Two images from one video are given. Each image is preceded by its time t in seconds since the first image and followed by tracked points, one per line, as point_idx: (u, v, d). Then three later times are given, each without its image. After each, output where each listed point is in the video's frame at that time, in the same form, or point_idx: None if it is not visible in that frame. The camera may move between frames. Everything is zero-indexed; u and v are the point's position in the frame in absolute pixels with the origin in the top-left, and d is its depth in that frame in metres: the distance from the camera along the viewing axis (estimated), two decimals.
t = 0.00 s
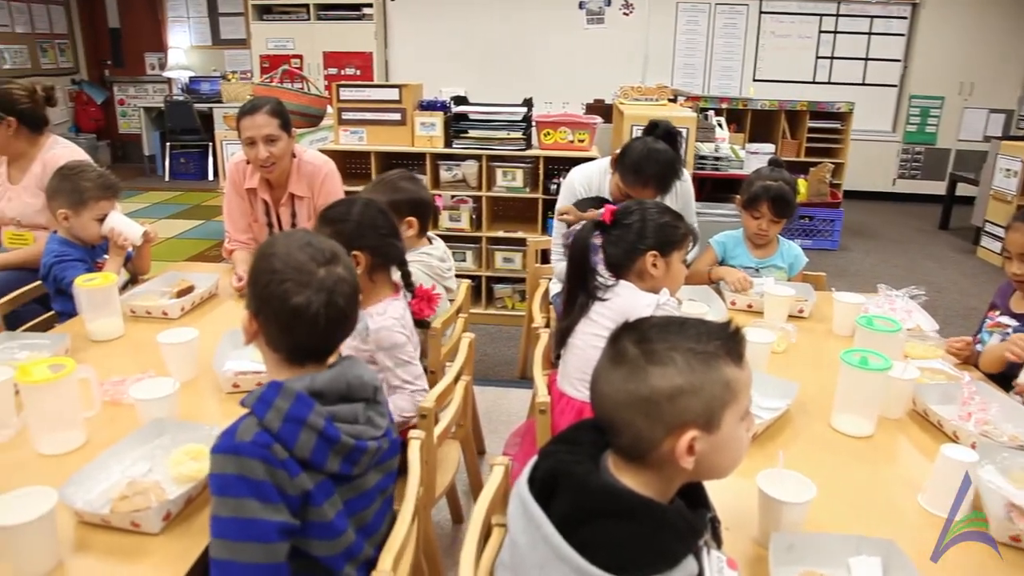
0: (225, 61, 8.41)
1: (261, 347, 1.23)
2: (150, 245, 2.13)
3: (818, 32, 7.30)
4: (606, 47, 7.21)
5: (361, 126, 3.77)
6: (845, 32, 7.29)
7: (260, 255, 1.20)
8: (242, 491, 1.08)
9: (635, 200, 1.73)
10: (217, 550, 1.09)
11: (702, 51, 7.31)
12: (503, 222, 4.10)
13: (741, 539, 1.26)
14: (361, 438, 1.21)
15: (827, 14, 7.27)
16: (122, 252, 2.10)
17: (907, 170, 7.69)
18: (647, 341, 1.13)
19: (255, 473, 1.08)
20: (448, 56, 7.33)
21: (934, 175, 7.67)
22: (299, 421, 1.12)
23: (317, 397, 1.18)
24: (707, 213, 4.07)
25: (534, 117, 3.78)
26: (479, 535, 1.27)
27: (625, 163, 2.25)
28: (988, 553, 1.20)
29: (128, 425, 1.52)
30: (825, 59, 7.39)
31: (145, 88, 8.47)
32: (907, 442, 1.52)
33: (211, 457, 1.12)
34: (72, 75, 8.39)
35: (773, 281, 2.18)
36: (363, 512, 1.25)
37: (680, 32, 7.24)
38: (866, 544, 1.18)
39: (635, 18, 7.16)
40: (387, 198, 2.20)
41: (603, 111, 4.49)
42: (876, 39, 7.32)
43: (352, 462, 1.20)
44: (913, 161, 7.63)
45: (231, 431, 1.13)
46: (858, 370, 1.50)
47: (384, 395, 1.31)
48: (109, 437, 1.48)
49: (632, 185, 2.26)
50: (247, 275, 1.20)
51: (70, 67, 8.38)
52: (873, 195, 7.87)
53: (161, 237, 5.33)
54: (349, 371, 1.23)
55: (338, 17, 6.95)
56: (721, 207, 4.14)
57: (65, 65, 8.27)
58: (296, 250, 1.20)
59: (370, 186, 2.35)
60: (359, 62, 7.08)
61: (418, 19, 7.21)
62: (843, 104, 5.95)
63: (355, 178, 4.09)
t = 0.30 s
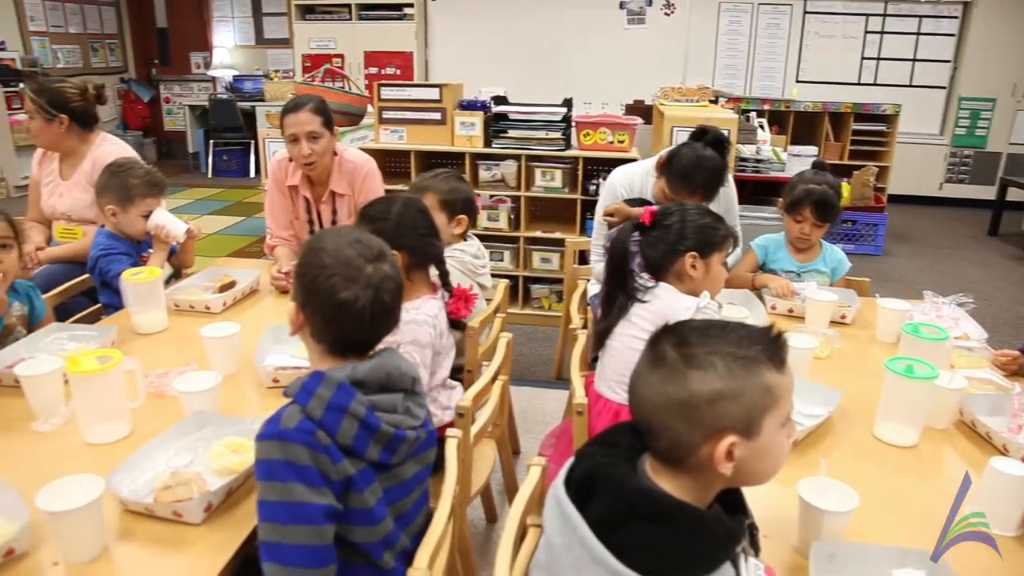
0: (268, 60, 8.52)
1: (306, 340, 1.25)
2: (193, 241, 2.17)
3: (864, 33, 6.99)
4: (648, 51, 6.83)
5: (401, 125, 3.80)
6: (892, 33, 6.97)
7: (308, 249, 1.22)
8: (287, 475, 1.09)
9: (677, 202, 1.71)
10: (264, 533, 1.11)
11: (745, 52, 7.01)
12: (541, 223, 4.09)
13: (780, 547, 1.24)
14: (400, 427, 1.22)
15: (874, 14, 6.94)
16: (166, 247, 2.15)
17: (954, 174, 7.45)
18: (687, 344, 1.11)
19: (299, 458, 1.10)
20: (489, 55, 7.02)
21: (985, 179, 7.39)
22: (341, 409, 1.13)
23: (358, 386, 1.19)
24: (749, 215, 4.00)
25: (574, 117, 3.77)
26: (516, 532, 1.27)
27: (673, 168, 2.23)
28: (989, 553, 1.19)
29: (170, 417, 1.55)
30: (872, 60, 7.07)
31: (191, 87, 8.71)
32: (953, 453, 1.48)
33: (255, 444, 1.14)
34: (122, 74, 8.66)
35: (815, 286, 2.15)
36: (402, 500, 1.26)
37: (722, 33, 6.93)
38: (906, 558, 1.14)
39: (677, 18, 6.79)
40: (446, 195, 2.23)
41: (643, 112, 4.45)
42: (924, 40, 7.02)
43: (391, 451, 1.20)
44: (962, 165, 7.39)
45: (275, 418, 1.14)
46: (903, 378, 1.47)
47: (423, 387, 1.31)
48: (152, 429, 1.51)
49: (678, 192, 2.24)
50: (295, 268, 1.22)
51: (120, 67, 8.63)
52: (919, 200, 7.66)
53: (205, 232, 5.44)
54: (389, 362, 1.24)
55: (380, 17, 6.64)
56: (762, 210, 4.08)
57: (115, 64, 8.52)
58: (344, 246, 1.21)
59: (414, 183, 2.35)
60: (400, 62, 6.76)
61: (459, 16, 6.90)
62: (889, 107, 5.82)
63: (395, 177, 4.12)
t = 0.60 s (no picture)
0: (308, 59, 8.63)
1: (360, 335, 1.25)
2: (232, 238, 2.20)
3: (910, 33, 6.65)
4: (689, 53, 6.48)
5: (439, 125, 3.83)
6: (938, 33, 6.65)
7: (360, 243, 1.23)
8: (348, 452, 1.10)
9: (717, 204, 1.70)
10: (325, 509, 1.11)
11: (787, 51, 6.62)
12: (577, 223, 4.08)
13: (816, 556, 1.21)
14: (451, 420, 1.23)
15: (921, 14, 6.60)
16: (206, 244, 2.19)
17: (1003, 179, 7.23)
18: (729, 349, 1.10)
19: (359, 436, 1.11)
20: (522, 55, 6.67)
21: None
22: (398, 394, 1.14)
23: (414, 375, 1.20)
24: (789, 218, 3.93)
25: (612, 118, 3.75)
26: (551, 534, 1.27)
27: (719, 171, 2.20)
28: (987, 553, 1.18)
29: (211, 410, 1.58)
30: (917, 61, 6.76)
31: (233, 85, 8.84)
32: (999, 465, 1.44)
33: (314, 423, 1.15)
34: (166, 73, 8.83)
35: (856, 291, 2.11)
36: (448, 492, 1.26)
37: (763, 34, 6.54)
38: (944, 572, 1.10)
39: (716, 19, 6.42)
40: (489, 196, 2.20)
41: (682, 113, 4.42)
42: (972, 40, 6.72)
43: (441, 443, 1.21)
44: (1011, 169, 7.14)
45: (333, 398, 1.15)
46: (947, 387, 1.44)
47: (473, 385, 1.32)
48: (193, 421, 1.54)
49: (722, 195, 2.21)
50: (349, 264, 1.22)
51: (164, 66, 8.82)
52: (964, 205, 7.44)
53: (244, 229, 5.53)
54: (445, 355, 1.25)
55: (417, 17, 6.56)
56: (803, 214, 4.00)
57: (160, 63, 8.69)
58: (398, 238, 1.22)
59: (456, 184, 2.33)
60: (437, 62, 6.62)
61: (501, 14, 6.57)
62: (935, 108, 5.70)
63: (432, 176, 4.14)
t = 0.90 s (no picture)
0: (343, 59, 8.71)
1: (404, 332, 1.26)
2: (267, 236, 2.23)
3: (953, 33, 6.43)
4: (726, 53, 6.40)
5: (473, 124, 3.84)
6: (983, 33, 6.42)
7: (404, 242, 1.23)
8: (391, 435, 1.11)
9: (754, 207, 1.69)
10: (370, 492, 1.12)
11: (824, 53, 6.47)
12: (610, 224, 4.06)
13: (853, 565, 1.19)
14: (492, 414, 1.22)
15: (964, 13, 6.40)
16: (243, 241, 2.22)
17: None
18: (768, 353, 1.09)
19: (403, 420, 1.12)
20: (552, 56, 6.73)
21: None
22: (440, 385, 1.15)
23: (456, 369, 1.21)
24: (825, 221, 3.87)
25: (646, 119, 3.74)
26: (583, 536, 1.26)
27: (757, 174, 2.18)
28: (988, 553, 1.18)
29: (246, 404, 1.60)
30: (960, 61, 6.52)
31: (268, 84, 8.91)
32: None
33: (357, 410, 1.16)
34: (204, 71, 8.98)
35: (895, 296, 2.08)
36: (486, 487, 1.25)
37: (799, 35, 6.40)
38: None
39: (753, 19, 6.34)
40: (510, 198, 2.17)
41: (717, 114, 4.38)
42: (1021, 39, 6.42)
43: (481, 436, 1.21)
44: None
45: (378, 386, 1.17)
46: (990, 396, 1.40)
47: (514, 383, 1.31)
48: (228, 415, 1.56)
49: (760, 199, 2.18)
50: (394, 262, 1.23)
51: (203, 66, 8.96)
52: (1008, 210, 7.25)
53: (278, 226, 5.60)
54: (489, 350, 1.25)
55: (452, 17, 6.56)
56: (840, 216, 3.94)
57: (198, 62, 8.84)
58: (441, 237, 1.23)
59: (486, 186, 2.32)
60: (472, 62, 6.61)
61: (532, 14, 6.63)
62: (978, 111, 5.59)
63: (465, 176, 4.16)
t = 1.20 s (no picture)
0: (377, 58, 8.79)
1: (443, 330, 1.27)
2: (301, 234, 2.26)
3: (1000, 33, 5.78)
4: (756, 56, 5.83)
5: (506, 124, 3.85)
6: None
7: (443, 241, 1.24)
8: (430, 423, 1.12)
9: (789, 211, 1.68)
10: (408, 479, 1.12)
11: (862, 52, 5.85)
12: (642, 225, 4.03)
13: None
14: (528, 410, 1.22)
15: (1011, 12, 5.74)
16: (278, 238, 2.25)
17: None
18: (805, 357, 1.07)
19: (442, 410, 1.13)
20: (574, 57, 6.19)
21: None
22: (477, 378, 1.15)
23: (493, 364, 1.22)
24: (862, 225, 3.81)
25: (680, 120, 3.71)
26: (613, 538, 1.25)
27: (797, 169, 2.16)
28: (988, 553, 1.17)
29: (279, 400, 1.62)
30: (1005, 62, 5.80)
31: (303, 83, 9.03)
32: None
33: (396, 402, 1.17)
34: (240, 71, 9.11)
35: (933, 302, 2.05)
36: (519, 484, 1.25)
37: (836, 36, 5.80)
38: None
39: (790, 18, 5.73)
40: (537, 198, 2.17)
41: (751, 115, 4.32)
42: None
43: (516, 432, 1.21)
44: None
45: (416, 379, 1.18)
46: None
47: (550, 381, 1.31)
48: (261, 410, 1.58)
49: (800, 193, 2.16)
50: (434, 260, 1.24)
51: (239, 65, 9.10)
52: None
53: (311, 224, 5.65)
54: (527, 346, 1.25)
55: (485, 17, 6.28)
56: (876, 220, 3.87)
57: (235, 61, 8.98)
58: (479, 235, 1.24)
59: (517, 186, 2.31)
60: (504, 62, 6.28)
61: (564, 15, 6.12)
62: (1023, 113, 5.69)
63: (497, 175, 4.16)
